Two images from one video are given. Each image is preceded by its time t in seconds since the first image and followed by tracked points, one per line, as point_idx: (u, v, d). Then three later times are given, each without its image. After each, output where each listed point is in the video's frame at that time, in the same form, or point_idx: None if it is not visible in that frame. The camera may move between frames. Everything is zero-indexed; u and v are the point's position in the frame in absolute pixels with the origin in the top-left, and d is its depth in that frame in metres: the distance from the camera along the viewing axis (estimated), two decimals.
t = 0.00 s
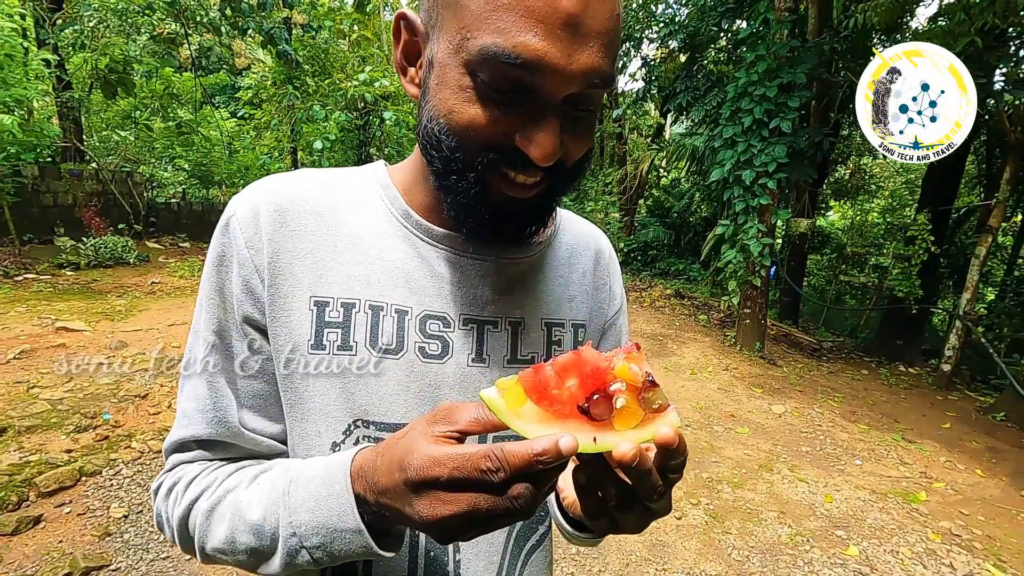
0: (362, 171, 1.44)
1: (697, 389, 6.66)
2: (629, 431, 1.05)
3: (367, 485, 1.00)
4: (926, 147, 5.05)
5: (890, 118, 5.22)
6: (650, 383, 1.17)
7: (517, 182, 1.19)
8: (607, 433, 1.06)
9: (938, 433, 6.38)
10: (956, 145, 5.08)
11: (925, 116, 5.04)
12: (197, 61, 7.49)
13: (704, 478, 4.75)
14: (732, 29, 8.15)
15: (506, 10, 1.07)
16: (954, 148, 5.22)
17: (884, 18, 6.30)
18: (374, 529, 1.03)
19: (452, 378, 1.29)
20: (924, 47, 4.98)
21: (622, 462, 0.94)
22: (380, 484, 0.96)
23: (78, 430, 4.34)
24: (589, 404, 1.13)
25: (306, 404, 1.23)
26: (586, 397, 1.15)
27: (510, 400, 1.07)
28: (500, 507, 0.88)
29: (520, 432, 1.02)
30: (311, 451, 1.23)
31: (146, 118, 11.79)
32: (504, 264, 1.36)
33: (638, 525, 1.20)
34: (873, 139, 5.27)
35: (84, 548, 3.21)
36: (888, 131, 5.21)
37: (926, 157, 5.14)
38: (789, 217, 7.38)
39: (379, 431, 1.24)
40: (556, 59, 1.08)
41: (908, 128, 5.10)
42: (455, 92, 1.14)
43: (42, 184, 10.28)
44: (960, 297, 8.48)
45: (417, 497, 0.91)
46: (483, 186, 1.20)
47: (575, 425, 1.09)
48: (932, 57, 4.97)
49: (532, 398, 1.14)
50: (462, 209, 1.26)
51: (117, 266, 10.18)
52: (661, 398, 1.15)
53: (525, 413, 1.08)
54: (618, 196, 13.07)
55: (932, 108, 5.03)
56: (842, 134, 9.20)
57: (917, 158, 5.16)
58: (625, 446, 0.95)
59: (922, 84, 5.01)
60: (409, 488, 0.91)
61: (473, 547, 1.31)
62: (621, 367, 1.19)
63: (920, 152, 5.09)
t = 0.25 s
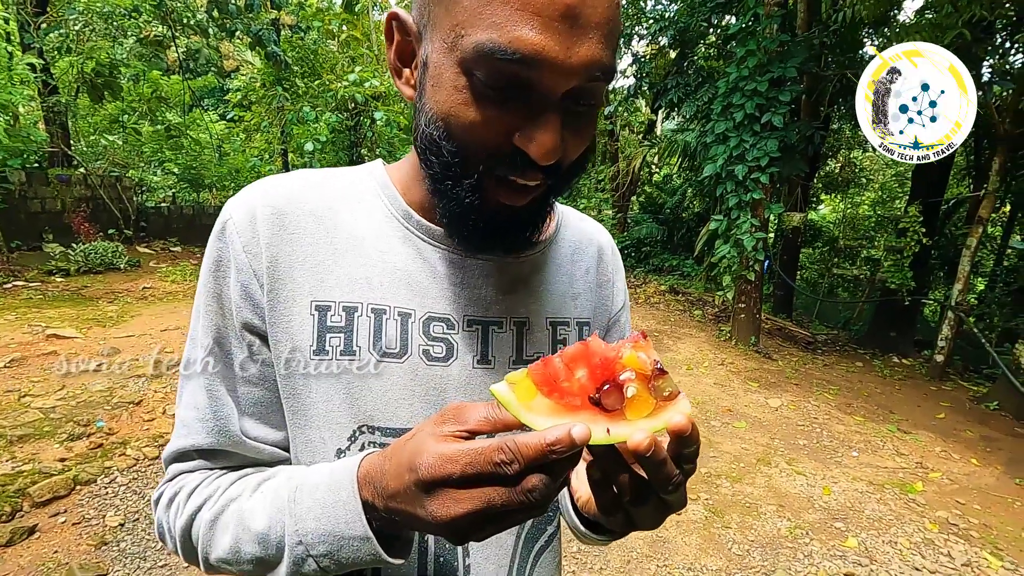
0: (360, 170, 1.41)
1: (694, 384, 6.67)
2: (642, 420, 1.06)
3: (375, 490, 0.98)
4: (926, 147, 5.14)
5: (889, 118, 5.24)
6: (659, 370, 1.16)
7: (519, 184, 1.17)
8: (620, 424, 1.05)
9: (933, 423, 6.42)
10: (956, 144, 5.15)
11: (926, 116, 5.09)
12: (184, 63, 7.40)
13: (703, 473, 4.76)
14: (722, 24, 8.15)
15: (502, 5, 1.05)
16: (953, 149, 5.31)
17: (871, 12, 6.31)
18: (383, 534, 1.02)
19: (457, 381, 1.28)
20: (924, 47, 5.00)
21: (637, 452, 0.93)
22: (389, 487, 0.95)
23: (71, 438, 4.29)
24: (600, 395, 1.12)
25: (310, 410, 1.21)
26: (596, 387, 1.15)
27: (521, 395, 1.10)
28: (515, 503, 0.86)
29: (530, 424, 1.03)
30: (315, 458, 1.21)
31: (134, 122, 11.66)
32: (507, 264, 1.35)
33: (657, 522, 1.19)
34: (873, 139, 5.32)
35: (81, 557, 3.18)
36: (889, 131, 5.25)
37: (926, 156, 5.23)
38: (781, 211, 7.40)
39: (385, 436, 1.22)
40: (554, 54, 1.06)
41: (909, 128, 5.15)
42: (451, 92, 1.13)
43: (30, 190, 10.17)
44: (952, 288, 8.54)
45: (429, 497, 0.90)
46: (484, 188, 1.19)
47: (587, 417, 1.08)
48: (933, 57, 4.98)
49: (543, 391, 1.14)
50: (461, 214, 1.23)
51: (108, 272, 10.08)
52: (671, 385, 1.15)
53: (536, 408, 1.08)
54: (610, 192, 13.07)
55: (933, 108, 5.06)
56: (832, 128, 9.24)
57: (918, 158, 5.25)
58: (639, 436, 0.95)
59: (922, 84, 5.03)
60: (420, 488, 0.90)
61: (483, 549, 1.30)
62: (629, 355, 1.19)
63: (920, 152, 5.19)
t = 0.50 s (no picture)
0: (365, 180, 1.41)
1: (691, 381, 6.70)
2: (644, 399, 1.09)
3: (389, 493, 0.99)
4: (926, 147, 5.11)
5: (889, 118, 5.26)
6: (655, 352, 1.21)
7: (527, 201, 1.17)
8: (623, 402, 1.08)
9: (928, 414, 6.48)
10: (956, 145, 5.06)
11: (926, 116, 5.11)
12: (173, 69, 7.35)
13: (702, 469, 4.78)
14: (711, 21, 8.17)
15: (500, 26, 1.04)
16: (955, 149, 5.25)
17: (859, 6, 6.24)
18: (397, 541, 1.02)
19: (468, 390, 1.28)
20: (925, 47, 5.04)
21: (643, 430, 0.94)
22: (403, 488, 0.95)
23: (67, 450, 4.26)
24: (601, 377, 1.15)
25: (322, 423, 1.21)
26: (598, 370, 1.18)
27: (527, 379, 1.14)
28: (529, 488, 0.86)
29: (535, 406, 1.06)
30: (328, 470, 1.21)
31: (123, 129, 11.56)
32: (514, 273, 1.35)
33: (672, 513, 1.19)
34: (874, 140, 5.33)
35: (81, 570, 3.15)
36: (889, 131, 5.27)
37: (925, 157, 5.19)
38: (774, 206, 7.44)
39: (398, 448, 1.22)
40: (556, 72, 1.05)
41: (908, 128, 5.18)
42: (452, 114, 1.12)
43: (18, 199, 10.09)
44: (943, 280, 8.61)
45: (445, 489, 0.90)
46: (490, 206, 1.18)
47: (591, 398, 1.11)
48: (933, 57, 5.02)
49: (547, 376, 1.17)
50: (470, 233, 1.23)
51: (99, 280, 10.00)
52: (669, 365, 1.20)
53: (541, 392, 1.12)
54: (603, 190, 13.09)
55: (933, 108, 5.09)
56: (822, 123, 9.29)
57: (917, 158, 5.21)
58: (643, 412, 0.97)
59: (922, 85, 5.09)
60: (435, 482, 0.90)
61: (499, 558, 1.30)
62: (626, 340, 1.23)
63: (920, 152, 5.15)
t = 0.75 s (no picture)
0: (358, 188, 1.40)
1: (688, 379, 6.71)
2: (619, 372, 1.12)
3: (383, 487, 0.99)
4: (927, 147, 5.20)
5: (890, 118, 5.33)
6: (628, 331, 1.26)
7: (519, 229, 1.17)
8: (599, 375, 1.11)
9: (923, 407, 6.51)
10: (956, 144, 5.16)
11: (926, 117, 5.16)
12: (162, 75, 7.30)
13: (701, 467, 4.79)
14: (701, 19, 8.17)
15: (489, 60, 1.03)
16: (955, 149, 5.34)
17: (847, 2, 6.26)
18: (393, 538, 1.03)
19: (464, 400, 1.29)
20: (924, 47, 4.99)
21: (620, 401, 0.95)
22: (396, 475, 0.96)
23: (63, 462, 4.23)
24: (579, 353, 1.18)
25: (319, 436, 1.21)
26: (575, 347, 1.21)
27: (507, 356, 1.18)
28: (514, 457, 0.88)
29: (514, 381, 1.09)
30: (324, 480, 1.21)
31: (112, 137, 11.49)
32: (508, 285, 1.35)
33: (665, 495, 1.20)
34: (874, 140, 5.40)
35: None
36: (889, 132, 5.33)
37: (926, 156, 5.29)
38: (767, 203, 7.46)
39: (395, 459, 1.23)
40: (546, 107, 1.04)
41: (909, 128, 5.24)
42: (440, 145, 1.11)
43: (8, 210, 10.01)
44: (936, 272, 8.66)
45: (433, 464, 0.91)
46: (482, 234, 1.18)
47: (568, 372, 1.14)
48: (933, 57, 4.98)
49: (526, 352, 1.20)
50: (467, 260, 1.24)
51: (92, 289, 9.93)
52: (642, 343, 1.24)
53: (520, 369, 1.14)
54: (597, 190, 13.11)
55: (933, 108, 5.12)
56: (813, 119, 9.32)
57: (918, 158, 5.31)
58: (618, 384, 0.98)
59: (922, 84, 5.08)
60: (422, 458, 0.92)
61: (499, 563, 1.31)
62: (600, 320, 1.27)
63: (921, 152, 5.25)
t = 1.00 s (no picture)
0: (350, 200, 1.39)
1: (685, 378, 6.72)
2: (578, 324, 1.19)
3: (371, 457, 1.03)
4: (926, 147, 5.26)
5: (890, 119, 5.36)
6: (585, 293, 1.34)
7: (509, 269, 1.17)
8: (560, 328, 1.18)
9: (919, 401, 6.54)
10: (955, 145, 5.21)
11: (925, 117, 5.23)
12: (155, 84, 7.28)
13: (699, 466, 4.80)
14: (691, 19, 8.19)
15: (469, 120, 0.99)
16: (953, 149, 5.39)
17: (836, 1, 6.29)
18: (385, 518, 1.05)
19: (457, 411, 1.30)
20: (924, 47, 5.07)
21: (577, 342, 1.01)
22: (379, 436, 1.01)
23: (60, 474, 4.21)
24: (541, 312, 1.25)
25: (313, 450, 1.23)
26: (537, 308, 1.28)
27: (475, 314, 1.24)
28: (484, 397, 0.94)
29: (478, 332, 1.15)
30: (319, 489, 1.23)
31: (105, 146, 11.44)
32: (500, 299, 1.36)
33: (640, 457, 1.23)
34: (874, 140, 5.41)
35: None
36: (889, 132, 5.37)
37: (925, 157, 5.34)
38: (760, 201, 7.49)
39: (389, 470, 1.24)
40: (530, 163, 1.02)
41: (909, 129, 5.29)
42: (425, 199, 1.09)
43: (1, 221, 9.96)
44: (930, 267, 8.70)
45: (410, 410, 0.97)
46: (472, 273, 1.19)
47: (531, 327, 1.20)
48: (933, 56, 5.05)
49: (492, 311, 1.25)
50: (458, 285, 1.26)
51: (87, 300, 9.89)
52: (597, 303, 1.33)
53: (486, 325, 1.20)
54: (591, 190, 13.13)
55: (932, 108, 5.19)
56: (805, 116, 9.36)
57: (917, 158, 5.37)
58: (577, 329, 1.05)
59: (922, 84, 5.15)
60: (401, 407, 0.98)
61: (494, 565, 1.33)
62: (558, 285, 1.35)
63: (920, 152, 5.30)
